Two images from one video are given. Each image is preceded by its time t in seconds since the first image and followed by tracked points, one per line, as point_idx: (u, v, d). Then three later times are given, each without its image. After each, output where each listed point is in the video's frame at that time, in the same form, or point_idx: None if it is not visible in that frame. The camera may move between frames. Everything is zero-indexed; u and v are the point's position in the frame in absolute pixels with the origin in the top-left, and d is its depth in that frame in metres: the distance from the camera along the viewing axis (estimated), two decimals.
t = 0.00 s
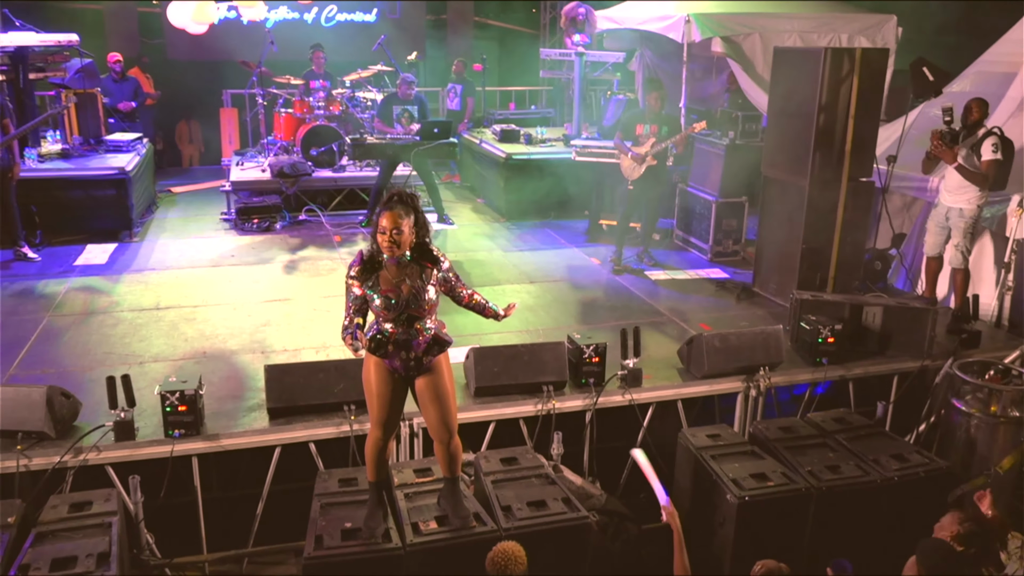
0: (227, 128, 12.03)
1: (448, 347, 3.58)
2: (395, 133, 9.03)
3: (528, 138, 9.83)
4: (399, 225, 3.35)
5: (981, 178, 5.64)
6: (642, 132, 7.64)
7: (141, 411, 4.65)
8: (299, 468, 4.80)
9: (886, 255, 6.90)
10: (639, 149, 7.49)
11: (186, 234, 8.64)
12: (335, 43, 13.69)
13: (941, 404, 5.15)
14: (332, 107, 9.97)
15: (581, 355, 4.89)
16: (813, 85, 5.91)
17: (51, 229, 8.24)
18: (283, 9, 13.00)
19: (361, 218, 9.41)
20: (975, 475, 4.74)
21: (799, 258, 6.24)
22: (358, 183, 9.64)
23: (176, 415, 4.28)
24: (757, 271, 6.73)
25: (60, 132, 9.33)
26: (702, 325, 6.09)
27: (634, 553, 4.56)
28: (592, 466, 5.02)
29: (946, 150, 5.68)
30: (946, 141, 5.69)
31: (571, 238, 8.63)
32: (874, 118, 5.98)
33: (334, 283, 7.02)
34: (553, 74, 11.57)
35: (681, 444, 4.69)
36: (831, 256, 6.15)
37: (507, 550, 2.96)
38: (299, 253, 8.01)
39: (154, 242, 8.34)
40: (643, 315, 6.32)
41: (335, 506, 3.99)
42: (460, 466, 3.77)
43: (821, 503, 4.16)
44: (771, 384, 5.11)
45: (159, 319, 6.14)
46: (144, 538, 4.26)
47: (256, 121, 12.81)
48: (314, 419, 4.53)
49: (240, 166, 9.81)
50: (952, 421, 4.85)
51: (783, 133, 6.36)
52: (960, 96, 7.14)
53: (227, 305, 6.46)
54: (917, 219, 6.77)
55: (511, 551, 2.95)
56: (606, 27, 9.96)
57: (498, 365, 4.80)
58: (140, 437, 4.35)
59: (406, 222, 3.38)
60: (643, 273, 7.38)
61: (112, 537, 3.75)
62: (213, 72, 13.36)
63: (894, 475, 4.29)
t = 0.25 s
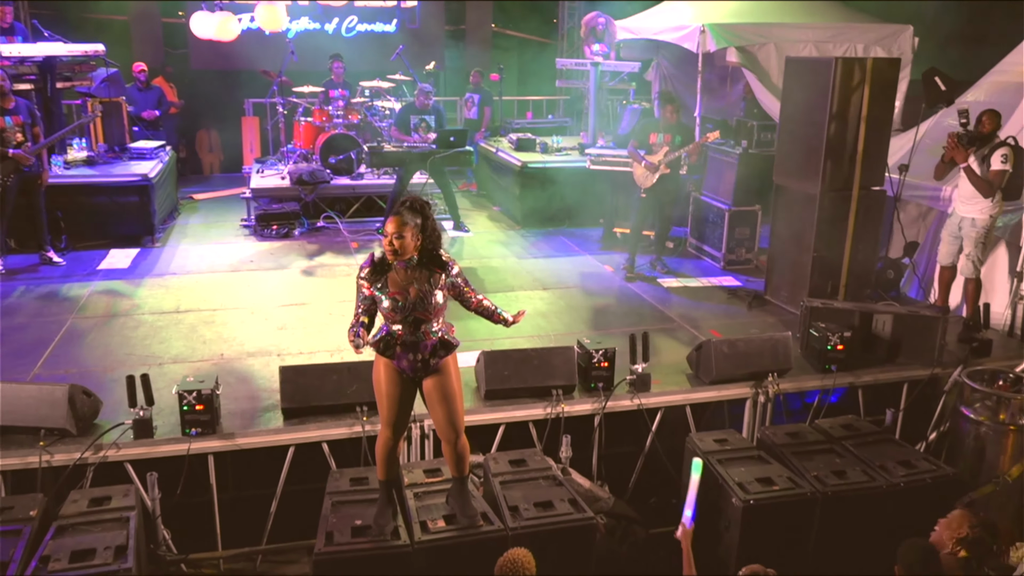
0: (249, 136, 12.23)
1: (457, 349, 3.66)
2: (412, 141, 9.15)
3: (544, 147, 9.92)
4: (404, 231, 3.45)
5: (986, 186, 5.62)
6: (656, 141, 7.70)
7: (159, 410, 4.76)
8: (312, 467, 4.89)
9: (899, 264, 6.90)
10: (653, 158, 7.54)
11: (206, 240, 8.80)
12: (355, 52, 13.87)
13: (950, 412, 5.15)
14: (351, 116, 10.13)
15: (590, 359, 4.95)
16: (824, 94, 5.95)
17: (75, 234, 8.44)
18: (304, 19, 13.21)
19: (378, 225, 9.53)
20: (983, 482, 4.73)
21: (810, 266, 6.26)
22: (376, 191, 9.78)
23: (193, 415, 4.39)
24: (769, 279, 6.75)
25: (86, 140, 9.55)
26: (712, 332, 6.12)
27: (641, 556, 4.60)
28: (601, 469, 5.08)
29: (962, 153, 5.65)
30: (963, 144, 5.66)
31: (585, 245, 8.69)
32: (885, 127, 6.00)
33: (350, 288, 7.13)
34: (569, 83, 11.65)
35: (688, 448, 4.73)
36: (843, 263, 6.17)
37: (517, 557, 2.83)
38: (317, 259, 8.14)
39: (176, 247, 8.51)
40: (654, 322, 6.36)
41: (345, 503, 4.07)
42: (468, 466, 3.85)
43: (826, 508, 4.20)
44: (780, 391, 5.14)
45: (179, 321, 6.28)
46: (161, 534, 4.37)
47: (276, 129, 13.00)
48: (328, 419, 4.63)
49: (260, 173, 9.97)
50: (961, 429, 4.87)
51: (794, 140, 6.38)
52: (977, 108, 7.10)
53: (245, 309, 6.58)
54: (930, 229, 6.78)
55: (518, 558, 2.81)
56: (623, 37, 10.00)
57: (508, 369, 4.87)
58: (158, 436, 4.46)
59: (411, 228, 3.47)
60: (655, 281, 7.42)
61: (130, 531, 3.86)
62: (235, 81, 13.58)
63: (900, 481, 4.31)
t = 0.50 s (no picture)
0: (273, 146, 12.45)
1: (465, 351, 3.76)
2: (431, 151, 9.30)
3: (562, 156, 10.02)
4: (412, 236, 3.55)
5: (996, 198, 5.59)
6: (671, 151, 7.76)
7: (181, 409, 4.91)
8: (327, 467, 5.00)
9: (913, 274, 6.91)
10: (668, 167, 7.59)
11: (230, 246, 9.00)
12: (377, 63, 14.08)
13: (961, 421, 5.16)
14: (372, 125, 10.29)
15: (602, 364, 5.04)
16: (837, 105, 6.00)
17: (104, 240, 8.67)
18: (328, 31, 13.45)
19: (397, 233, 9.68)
20: (993, 491, 4.75)
21: (823, 275, 6.29)
22: (396, 200, 9.93)
23: (213, 413, 4.53)
24: (783, 288, 6.79)
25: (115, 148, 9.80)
26: (724, 339, 6.18)
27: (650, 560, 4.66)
28: (611, 473, 5.14)
29: (978, 161, 5.59)
30: (979, 152, 5.59)
31: (602, 254, 8.76)
32: (898, 137, 6.04)
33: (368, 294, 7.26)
34: (588, 94, 11.74)
35: (697, 453, 4.79)
36: (857, 272, 6.20)
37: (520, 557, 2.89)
38: (337, 266, 8.29)
39: (200, 253, 8.70)
40: (667, 329, 6.43)
41: (359, 501, 4.18)
42: (478, 466, 3.95)
43: (832, 512, 4.24)
44: (790, 397, 5.19)
45: (201, 324, 6.44)
46: (181, 529, 4.49)
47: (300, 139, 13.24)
48: (343, 420, 4.75)
49: (283, 182, 10.17)
50: (971, 437, 4.89)
51: (806, 150, 6.41)
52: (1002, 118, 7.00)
53: (266, 313, 6.74)
54: (945, 239, 6.78)
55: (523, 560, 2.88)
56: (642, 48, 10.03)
57: (520, 372, 4.96)
58: (180, 434, 4.60)
59: (420, 233, 3.58)
60: (670, 289, 7.47)
61: (150, 524, 3.98)
62: (260, 92, 13.89)
63: (907, 487, 4.34)
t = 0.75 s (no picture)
0: (293, 154, 12.64)
1: (473, 352, 3.86)
2: (446, 158, 9.45)
3: (577, 164, 10.10)
4: (419, 240, 3.65)
5: (1005, 207, 5.63)
6: (684, 158, 7.82)
7: (199, 408, 5.04)
8: (341, 466, 5.10)
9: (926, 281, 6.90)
10: (681, 175, 7.69)
11: (249, 251, 9.16)
12: (396, 72, 14.26)
13: (969, 428, 5.18)
14: (390, 133, 10.47)
15: (610, 367, 5.09)
16: (847, 114, 6.05)
17: (126, 244, 8.86)
18: (348, 41, 13.64)
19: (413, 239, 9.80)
20: (1001, 497, 4.77)
21: (834, 282, 6.32)
22: (411, 207, 10.00)
23: (229, 412, 4.65)
24: (794, 295, 6.82)
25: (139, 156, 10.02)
26: (734, 344, 6.23)
27: (657, 561, 4.70)
28: (620, 476, 5.20)
29: (989, 170, 5.63)
30: (990, 161, 5.64)
31: (616, 261, 8.82)
32: (909, 146, 6.07)
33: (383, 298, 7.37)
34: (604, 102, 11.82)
35: (705, 456, 4.85)
36: (867, 279, 6.23)
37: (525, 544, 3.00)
38: (353, 271, 8.42)
39: (220, 257, 8.87)
40: (678, 334, 6.48)
41: (370, 498, 4.28)
42: (487, 465, 4.04)
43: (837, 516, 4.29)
44: (798, 402, 5.22)
45: (220, 327, 6.58)
46: (197, 525, 4.60)
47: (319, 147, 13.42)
48: (356, 420, 4.85)
49: (302, 188, 10.33)
50: (979, 443, 4.91)
51: (817, 159, 6.45)
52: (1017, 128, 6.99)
53: (283, 316, 6.87)
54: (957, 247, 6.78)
55: (528, 547, 2.99)
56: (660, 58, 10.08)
57: (530, 375, 5.04)
58: (197, 431, 4.72)
59: (428, 237, 3.68)
60: (682, 295, 7.50)
61: (168, 518, 4.09)
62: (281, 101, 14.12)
63: (912, 491, 4.39)
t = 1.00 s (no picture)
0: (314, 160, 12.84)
1: (482, 351, 3.97)
2: (462, 165, 9.57)
3: (593, 171, 10.20)
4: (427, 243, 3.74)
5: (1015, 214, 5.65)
6: (697, 164, 7.86)
7: (218, 405, 5.18)
8: (354, 463, 5.21)
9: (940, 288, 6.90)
10: (694, 181, 7.74)
11: (269, 255, 9.34)
12: (416, 80, 14.44)
13: (978, 432, 5.21)
14: (408, 140, 10.64)
15: (619, 369, 5.18)
16: (858, 122, 6.11)
17: (151, 248, 9.07)
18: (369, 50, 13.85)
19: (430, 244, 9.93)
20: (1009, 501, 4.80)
21: (845, 288, 6.36)
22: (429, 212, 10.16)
23: (247, 409, 4.79)
24: (806, 300, 6.86)
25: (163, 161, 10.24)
26: (744, 349, 6.28)
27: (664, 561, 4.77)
28: (629, 476, 5.27)
29: (999, 179, 5.66)
30: (1000, 169, 5.67)
31: (630, 266, 8.89)
32: (920, 153, 6.11)
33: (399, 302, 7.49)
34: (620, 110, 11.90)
35: (712, 457, 4.91)
36: (878, 285, 6.27)
37: (530, 532, 3.29)
38: (371, 275, 8.56)
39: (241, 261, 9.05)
40: (689, 338, 6.54)
41: (383, 494, 4.39)
42: (496, 461, 4.14)
43: (842, 516, 4.35)
44: (807, 406, 5.27)
45: (239, 328, 6.74)
46: (216, 518, 4.74)
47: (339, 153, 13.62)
48: (370, 418, 4.96)
49: (322, 194, 10.50)
50: (987, 448, 4.94)
51: (828, 165, 6.50)
52: None
53: (301, 318, 7.01)
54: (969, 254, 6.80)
55: (533, 537, 3.27)
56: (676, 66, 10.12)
57: (540, 376, 5.13)
58: (216, 427, 4.86)
59: (436, 240, 3.78)
60: (695, 300, 7.56)
61: (187, 510, 4.23)
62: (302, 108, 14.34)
63: (917, 493, 4.44)
